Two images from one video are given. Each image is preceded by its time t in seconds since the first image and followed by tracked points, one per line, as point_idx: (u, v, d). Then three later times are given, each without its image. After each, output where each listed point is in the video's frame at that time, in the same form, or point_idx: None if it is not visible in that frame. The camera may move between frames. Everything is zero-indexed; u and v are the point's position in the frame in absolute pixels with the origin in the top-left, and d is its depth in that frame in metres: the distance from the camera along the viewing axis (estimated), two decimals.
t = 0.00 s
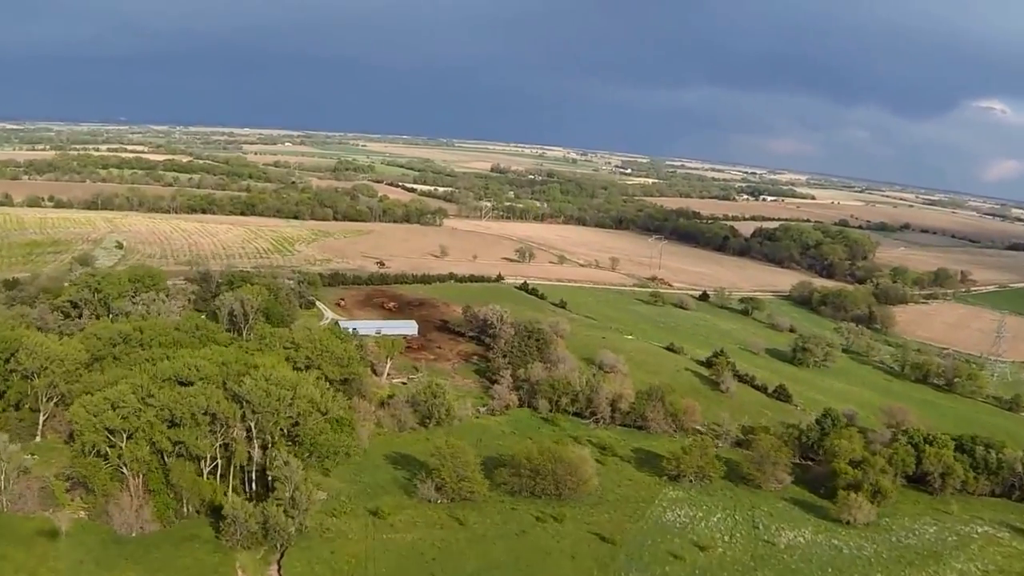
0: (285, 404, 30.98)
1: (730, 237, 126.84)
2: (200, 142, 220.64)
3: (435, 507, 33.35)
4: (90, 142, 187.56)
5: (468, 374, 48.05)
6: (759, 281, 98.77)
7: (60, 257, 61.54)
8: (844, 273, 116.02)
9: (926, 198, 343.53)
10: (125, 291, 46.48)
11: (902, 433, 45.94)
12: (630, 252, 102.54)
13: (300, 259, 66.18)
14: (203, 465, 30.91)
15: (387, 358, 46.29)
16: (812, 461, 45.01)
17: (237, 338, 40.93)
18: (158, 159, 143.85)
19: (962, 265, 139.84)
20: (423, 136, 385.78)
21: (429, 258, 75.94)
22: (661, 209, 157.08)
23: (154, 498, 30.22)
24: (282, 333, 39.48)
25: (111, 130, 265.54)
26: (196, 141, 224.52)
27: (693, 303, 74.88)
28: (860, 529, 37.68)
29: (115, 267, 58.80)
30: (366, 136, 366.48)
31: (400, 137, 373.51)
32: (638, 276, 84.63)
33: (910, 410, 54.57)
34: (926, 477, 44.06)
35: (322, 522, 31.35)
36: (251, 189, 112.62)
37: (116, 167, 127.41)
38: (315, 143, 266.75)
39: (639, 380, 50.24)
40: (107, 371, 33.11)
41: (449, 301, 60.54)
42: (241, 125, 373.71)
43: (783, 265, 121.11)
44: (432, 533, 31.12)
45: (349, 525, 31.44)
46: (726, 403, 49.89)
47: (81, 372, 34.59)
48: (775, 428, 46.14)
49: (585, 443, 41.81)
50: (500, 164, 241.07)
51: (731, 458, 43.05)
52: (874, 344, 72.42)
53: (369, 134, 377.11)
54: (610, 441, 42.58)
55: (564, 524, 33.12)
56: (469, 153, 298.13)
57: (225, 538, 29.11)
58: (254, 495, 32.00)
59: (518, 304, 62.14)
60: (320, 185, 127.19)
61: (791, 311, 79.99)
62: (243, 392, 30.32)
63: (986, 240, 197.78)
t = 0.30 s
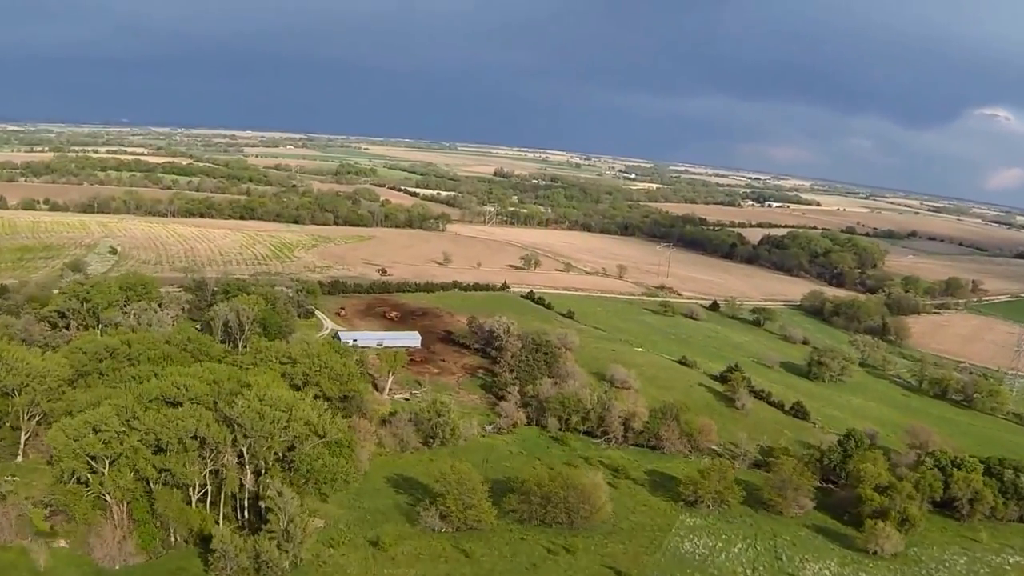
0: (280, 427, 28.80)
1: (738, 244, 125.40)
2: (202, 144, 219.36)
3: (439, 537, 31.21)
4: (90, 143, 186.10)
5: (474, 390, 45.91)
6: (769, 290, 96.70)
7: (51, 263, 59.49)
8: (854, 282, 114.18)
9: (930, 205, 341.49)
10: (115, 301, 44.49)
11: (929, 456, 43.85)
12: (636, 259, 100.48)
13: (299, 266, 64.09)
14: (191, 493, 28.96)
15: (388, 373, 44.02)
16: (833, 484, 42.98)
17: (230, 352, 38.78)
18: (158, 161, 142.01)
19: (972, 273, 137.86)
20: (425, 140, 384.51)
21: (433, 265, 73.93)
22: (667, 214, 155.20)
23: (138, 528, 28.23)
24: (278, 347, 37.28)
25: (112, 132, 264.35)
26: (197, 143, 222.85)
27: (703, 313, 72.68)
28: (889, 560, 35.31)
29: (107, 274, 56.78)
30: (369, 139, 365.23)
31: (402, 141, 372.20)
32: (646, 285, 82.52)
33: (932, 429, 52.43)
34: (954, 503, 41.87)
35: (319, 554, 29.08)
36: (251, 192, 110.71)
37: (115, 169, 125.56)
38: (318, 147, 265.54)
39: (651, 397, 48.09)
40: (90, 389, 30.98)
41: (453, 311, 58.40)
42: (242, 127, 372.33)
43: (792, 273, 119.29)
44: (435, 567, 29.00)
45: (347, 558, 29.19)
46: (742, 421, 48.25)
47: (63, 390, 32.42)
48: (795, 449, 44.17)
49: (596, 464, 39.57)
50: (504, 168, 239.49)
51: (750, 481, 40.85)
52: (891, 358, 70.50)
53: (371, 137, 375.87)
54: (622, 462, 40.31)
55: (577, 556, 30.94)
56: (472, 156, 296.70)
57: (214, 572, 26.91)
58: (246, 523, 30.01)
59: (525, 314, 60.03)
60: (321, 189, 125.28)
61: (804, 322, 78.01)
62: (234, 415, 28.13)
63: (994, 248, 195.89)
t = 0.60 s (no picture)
0: (273, 456, 26.94)
1: (746, 252, 124.17)
2: (203, 144, 217.74)
3: (442, 571, 28.69)
4: (91, 142, 184.57)
5: (479, 407, 43.79)
6: (778, 300, 94.84)
7: (42, 268, 57.48)
8: (865, 292, 112.98)
9: (936, 212, 339.59)
10: (105, 311, 42.65)
11: (957, 482, 41.93)
12: (643, 267, 98.52)
13: (298, 273, 62.11)
14: (178, 523, 26.81)
15: (390, 389, 41.66)
16: (856, 510, 41.04)
17: (223, 368, 36.85)
18: (157, 161, 140.19)
19: (983, 284, 136.09)
20: (428, 141, 383.36)
21: (436, 272, 71.93)
22: (672, 220, 153.53)
23: (121, 561, 25.63)
24: (273, 363, 35.28)
25: (114, 131, 262.97)
26: (199, 143, 221.05)
27: (714, 326, 70.70)
28: None
29: (99, 280, 54.83)
30: (371, 140, 363.66)
31: (405, 142, 370.86)
32: (654, 295, 80.55)
33: (956, 452, 50.36)
34: (983, 531, 39.68)
35: None
36: (251, 194, 108.84)
37: (114, 169, 123.73)
38: (320, 147, 264.12)
39: (664, 417, 46.01)
40: (72, 411, 29.06)
41: (457, 321, 56.30)
42: (244, 127, 370.77)
43: (802, 283, 118.22)
44: None
45: None
46: (759, 440, 46.30)
47: (44, 410, 30.48)
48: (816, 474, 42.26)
49: (608, 488, 37.35)
50: (507, 171, 238.03)
51: (769, 506, 38.71)
52: (908, 373, 68.51)
53: (374, 138, 374.53)
54: (635, 486, 38.05)
55: None
56: (475, 158, 295.25)
57: None
58: (238, 555, 27.91)
59: (531, 325, 58.00)
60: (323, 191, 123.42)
61: (817, 335, 76.66)
62: (224, 443, 26.35)
63: (1002, 256, 194.23)
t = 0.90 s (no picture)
0: (265, 485, 24.87)
1: (754, 260, 123.28)
2: (203, 147, 215.92)
3: None
4: (89, 145, 182.71)
5: (485, 425, 41.57)
6: (789, 310, 93.00)
7: (31, 274, 55.25)
8: (877, 302, 111.99)
9: (940, 220, 337.79)
10: (94, 322, 40.57)
11: (988, 509, 39.81)
12: (650, 275, 96.54)
13: (296, 280, 59.92)
14: (162, 559, 24.69)
15: (391, 407, 39.22)
16: (883, 539, 39.12)
17: (216, 385, 34.80)
18: (156, 163, 138.19)
19: (993, 294, 134.44)
20: (429, 145, 381.51)
21: (439, 279, 69.87)
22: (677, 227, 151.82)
23: None
24: (267, 381, 33.09)
25: (114, 133, 261.24)
26: (199, 145, 219.41)
27: (725, 337, 68.61)
28: None
29: (90, 287, 52.66)
30: (373, 143, 362.39)
31: (406, 145, 369.25)
32: (662, 305, 78.47)
33: (982, 475, 48.33)
34: (1015, 561, 37.60)
35: None
36: (251, 198, 106.84)
37: (112, 171, 121.80)
38: (320, 150, 262.56)
39: (677, 437, 43.88)
40: (48, 436, 26.83)
41: (461, 332, 54.17)
42: (246, 130, 369.34)
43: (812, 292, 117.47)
44: None
45: None
46: (777, 462, 44.79)
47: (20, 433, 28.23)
48: (840, 500, 40.28)
49: (622, 515, 35.18)
50: (509, 175, 236.37)
51: (791, 533, 36.69)
52: (925, 388, 66.57)
53: (375, 141, 373.15)
54: (651, 513, 35.86)
55: None
56: (477, 163, 293.62)
57: None
58: None
59: (538, 336, 55.90)
60: (324, 195, 121.51)
61: (830, 348, 75.47)
62: (212, 472, 24.28)
63: (1010, 265, 192.70)
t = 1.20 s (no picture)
0: (258, 522, 22.86)
1: (762, 268, 121.57)
2: (204, 148, 214.11)
3: None
4: (89, 145, 180.87)
5: (492, 445, 39.52)
6: (800, 321, 91.21)
7: (20, 280, 53.09)
8: (888, 313, 110.13)
9: (945, 227, 335.63)
10: (82, 334, 38.50)
11: None
12: (658, 284, 94.58)
13: (295, 288, 57.81)
14: None
15: (393, 427, 37.07)
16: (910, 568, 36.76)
17: (207, 404, 32.69)
18: (155, 165, 136.22)
19: (1004, 304, 132.58)
20: (431, 148, 379.60)
21: (443, 287, 67.84)
22: (683, 234, 150.03)
23: None
24: (261, 401, 30.97)
25: (115, 134, 259.48)
26: (200, 147, 217.72)
27: (737, 351, 66.58)
28: None
29: (82, 294, 50.54)
30: (374, 146, 360.55)
31: (408, 148, 367.48)
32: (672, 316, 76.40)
33: (1012, 499, 46.23)
34: None
35: None
36: (251, 202, 104.88)
37: (110, 173, 119.91)
38: (322, 153, 260.77)
39: (694, 459, 41.85)
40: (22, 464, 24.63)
41: (467, 344, 52.11)
42: (247, 131, 367.66)
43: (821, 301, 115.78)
44: None
45: None
46: (798, 485, 42.98)
47: None
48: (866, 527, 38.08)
49: (638, 545, 33.07)
50: (512, 180, 234.74)
51: (817, 564, 34.66)
52: (945, 405, 64.56)
53: (377, 144, 371.51)
54: (668, 542, 33.69)
55: None
56: (480, 166, 291.92)
57: None
58: None
59: (546, 349, 53.91)
60: (326, 199, 119.59)
61: (844, 363, 73.69)
62: (200, 509, 22.29)
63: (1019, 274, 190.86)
